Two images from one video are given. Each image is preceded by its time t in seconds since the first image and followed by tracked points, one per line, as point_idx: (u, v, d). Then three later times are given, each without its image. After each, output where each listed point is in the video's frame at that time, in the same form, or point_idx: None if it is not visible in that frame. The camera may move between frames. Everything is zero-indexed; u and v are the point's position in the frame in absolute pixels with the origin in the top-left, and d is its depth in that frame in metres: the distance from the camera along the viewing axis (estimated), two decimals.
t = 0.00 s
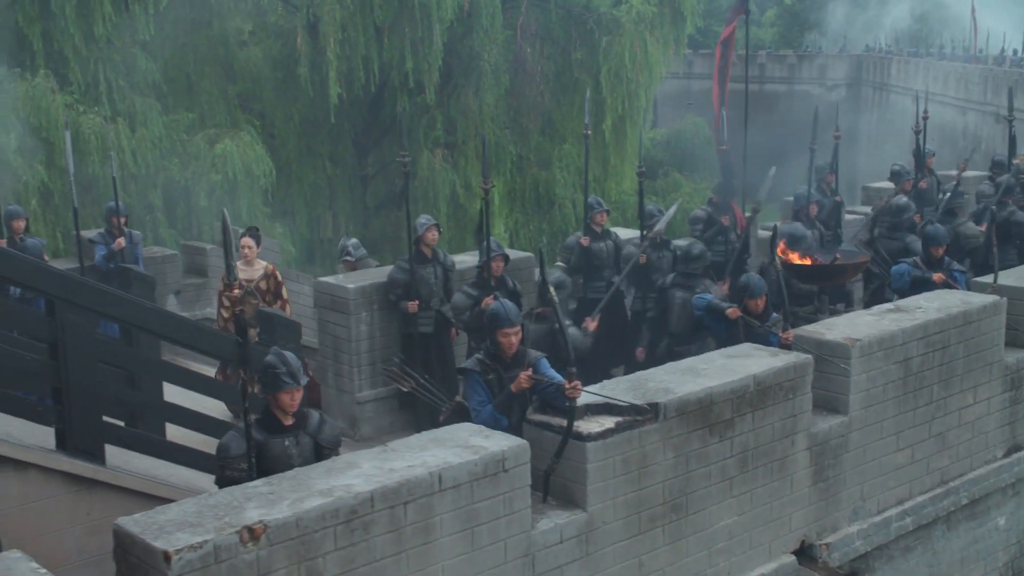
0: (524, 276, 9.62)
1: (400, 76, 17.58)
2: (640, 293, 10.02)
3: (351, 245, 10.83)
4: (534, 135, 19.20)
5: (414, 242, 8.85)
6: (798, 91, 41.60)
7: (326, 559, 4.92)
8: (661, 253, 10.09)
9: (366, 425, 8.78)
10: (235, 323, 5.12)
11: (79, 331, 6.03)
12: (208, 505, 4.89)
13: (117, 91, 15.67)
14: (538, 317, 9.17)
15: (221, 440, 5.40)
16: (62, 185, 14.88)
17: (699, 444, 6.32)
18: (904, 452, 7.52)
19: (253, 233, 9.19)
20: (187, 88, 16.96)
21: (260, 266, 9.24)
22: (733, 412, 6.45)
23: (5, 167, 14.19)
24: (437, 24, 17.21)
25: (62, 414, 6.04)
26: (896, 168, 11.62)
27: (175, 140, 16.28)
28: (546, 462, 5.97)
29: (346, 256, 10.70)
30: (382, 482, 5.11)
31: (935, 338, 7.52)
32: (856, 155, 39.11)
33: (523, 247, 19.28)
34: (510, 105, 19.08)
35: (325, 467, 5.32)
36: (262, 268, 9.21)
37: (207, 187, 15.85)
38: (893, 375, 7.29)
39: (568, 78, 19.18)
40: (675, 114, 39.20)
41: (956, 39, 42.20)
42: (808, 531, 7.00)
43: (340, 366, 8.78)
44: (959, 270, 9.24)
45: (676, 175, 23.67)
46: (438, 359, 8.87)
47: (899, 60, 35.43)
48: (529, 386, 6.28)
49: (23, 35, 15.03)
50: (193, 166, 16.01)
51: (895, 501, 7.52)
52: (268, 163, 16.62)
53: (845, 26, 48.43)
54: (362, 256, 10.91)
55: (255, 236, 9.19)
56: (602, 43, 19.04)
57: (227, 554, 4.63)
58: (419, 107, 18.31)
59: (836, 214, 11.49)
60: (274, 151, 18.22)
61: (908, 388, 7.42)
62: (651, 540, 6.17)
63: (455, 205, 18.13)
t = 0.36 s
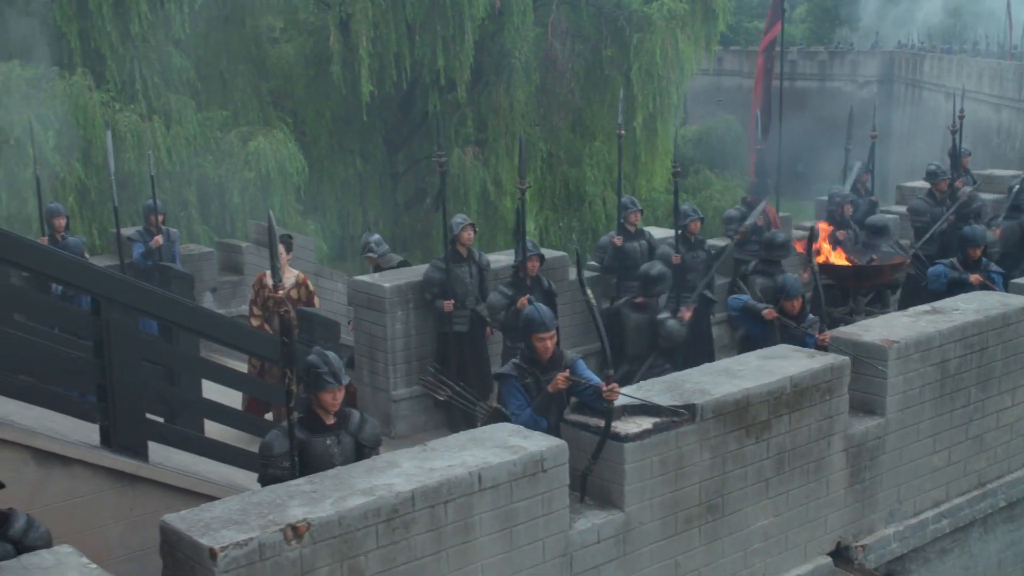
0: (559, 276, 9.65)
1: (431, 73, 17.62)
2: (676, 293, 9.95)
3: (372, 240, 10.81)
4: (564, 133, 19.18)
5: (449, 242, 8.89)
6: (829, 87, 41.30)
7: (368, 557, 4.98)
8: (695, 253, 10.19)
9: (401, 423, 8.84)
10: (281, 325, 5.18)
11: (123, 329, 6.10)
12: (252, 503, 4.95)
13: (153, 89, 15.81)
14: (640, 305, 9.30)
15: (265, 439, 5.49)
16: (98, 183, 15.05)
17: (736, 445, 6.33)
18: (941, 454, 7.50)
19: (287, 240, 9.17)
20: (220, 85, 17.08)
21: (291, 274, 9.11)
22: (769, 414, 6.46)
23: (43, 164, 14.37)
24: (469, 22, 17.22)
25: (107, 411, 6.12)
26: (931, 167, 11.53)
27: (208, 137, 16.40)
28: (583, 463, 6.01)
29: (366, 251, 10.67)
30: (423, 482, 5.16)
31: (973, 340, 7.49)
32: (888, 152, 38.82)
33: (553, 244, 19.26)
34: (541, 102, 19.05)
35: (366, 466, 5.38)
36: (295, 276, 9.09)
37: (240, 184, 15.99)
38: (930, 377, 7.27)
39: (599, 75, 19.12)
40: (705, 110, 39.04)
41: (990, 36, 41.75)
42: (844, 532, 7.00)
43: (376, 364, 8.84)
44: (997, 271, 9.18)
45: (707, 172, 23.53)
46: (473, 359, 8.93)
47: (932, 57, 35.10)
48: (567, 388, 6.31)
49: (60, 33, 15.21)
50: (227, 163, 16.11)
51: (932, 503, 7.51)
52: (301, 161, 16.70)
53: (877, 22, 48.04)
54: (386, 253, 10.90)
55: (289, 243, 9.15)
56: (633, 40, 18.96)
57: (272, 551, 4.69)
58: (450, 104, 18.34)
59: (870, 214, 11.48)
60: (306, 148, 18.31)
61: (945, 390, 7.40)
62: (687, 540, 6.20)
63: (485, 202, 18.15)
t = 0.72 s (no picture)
0: (586, 269, 9.69)
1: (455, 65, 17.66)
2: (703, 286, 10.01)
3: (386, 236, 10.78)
4: (588, 124, 19.11)
5: (478, 235, 8.90)
6: (854, 79, 40.99)
7: (401, 550, 5.03)
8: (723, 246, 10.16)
9: (429, 416, 8.91)
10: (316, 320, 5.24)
11: (158, 323, 6.19)
12: (288, 496, 5.02)
13: (180, 81, 15.92)
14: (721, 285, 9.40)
15: (299, 432, 5.56)
16: (127, 174, 15.19)
17: (766, 440, 6.36)
18: (970, 450, 7.50)
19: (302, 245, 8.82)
20: (247, 77, 17.17)
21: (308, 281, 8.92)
22: (798, 409, 6.48)
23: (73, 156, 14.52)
24: (494, 14, 17.21)
25: (142, 403, 6.20)
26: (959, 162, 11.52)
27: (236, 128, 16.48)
28: (614, 457, 6.04)
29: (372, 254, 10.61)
30: (456, 476, 5.21)
31: (1002, 336, 7.49)
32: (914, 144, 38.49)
33: (576, 236, 19.24)
34: (565, 94, 19.00)
35: (399, 459, 5.43)
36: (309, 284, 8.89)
37: (267, 175, 16.09)
38: (959, 373, 7.27)
39: (623, 68, 19.00)
40: (728, 102, 38.88)
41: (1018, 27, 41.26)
42: (872, 528, 7.01)
43: (403, 357, 8.90)
44: None
45: (730, 164, 23.41)
46: (500, 352, 8.96)
47: (959, 47, 34.76)
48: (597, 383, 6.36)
49: (89, 25, 15.35)
50: (254, 155, 16.17)
51: (960, 499, 7.51)
52: (326, 152, 16.73)
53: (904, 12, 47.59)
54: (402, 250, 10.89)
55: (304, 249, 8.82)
56: (658, 33, 18.80)
57: (308, 543, 4.75)
58: (475, 96, 18.32)
59: (897, 209, 11.51)
60: (331, 139, 18.36)
61: (975, 386, 7.39)
62: (716, 534, 6.23)
63: (508, 194, 18.13)
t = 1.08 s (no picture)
0: (613, 261, 9.73)
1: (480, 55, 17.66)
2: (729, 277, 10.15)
3: (400, 217, 10.37)
4: (611, 113, 18.98)
5: (506, 227, 8.94)
6: (879, 67, 40.61)
7: (435, 541, 5.09)
8: (750, 238, 10.13)
9: (456, 407, 8.97)
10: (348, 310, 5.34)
11: (194, 315, 6.25)
12: (322, 486, 5.07)
13: (206, 71, 16.00)
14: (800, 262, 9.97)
15: (332, 424, 5.64)
16: (154, 164, 15.29)
17: (795, 433, 6.37)
18: (999, 443, 7.50)
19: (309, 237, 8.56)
20: (272, 68, 17.24)
21: (320, 273, 8.72)
22: (828, 402, 6.49)
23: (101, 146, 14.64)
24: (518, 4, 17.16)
25: (178, 394, 6.26)
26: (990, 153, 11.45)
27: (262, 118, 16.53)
28: (643, 449, 6.08)
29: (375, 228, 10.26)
30: (488, 468, 5.25)
31: None
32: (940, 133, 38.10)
33: (600, 226, 19.17)
34: (589, 84, 18.86)
35: (431, 451, 5.48)
36: (321, 275, 8.71)
37: (293, 166, 16.18)
38: (989, 366, 7.27)
39: (646, 58, 18.75)
40: (752, 91, 38.67)
41: None
42: (901, 520, 7.03)
43: (431, 348, 8.97)
44: None
45: (756, 154, 23.24)
46: (528, 344, 9.01)
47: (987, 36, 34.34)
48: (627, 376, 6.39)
49: (118, 16, 15.47)
50: (279, 145, 16.22)
51: (990, 492, 7.51)
52: (352, 142, 16.71)
53: None
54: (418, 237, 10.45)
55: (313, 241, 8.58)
56: (683, 22, 18.58)
57: (343, 534, 4.81)
58: (498, 85, 18.26)
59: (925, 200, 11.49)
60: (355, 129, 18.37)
61: (1005, 379, 7.38)
62: (745, 527, 6.25)
63: (531, 184, 18.09)
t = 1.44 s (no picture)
0: (642, 254, 9.75)
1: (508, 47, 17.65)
2: (758, 270, 10.23)
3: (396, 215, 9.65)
4: (637, 103, 18.80)
5: (536, 220, 8.95)
6: (907, 57, 40.19)
7: (469, 533, 5.14)
8: (779, 232, 10.19)
9: (486, 399, 9.02)
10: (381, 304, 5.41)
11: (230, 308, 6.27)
12: (359, 479, 5.13)
13: (235, 63, 16.10)
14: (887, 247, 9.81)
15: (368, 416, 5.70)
16: (184, 155, 15.41)
17: (827, 427, 6.38)
18: None
19: (316, 231, 8.74)
20: (300, 60, 17.33)
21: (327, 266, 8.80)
22: (859, 397, 6.49)
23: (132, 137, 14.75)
24: None
25: (213, 386, 6.31)
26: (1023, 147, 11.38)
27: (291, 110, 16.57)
28: (675, 443, 6.11)
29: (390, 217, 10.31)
30: (522, 461, 5.30)
31: None
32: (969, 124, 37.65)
33: (625, 217, 19.11)
34: (615, 74, 18.66)
35: (464, 444, 5.53)
36: (327, 268, 8.77)
37: (321, 158, 16.25)
38: (1021, 362, 7.27)
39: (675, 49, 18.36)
40: (778, 82, 38.38)
41: None
42: (932, 515, 7.03)
43: (461, 340, 9.02)
44: None
45: (783, 146, 23.06)
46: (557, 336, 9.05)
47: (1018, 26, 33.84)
48: (659, 370, 6.42)
49: (148, 8, 15.60)
50: (307, 137, 16.29)
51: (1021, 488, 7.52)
52: (379, 133, 16.68)
53: None
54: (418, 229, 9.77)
55: (319, 234, 8.72)
56: (710, 13, 18.15)
57: (379, 526, 4.86)
58: (526, 76, 18.17)
59: (956, 193, 11.48)
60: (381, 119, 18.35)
61: None
62: (776, 521, 6.28)
63: (557, 175, 18.02)
